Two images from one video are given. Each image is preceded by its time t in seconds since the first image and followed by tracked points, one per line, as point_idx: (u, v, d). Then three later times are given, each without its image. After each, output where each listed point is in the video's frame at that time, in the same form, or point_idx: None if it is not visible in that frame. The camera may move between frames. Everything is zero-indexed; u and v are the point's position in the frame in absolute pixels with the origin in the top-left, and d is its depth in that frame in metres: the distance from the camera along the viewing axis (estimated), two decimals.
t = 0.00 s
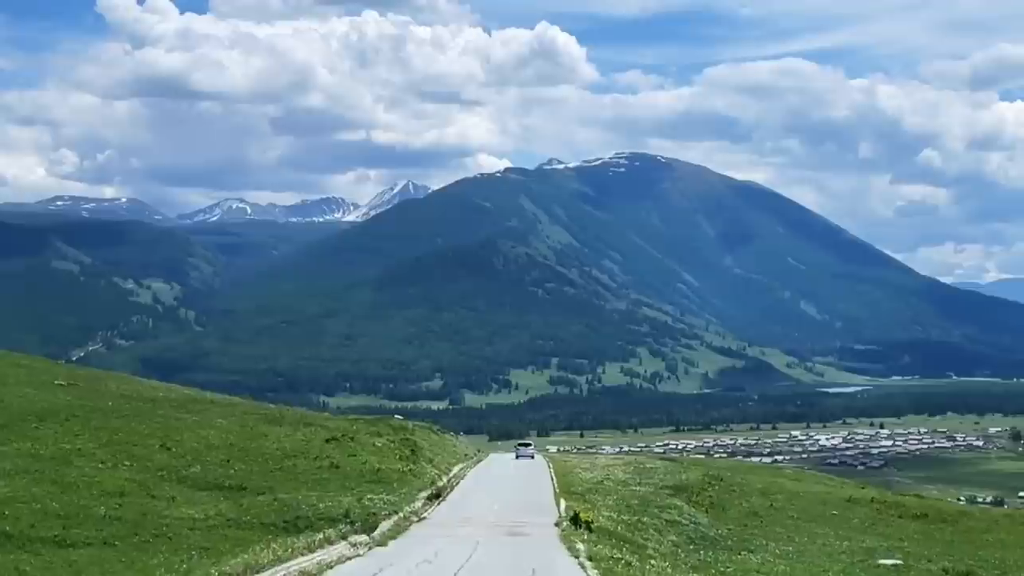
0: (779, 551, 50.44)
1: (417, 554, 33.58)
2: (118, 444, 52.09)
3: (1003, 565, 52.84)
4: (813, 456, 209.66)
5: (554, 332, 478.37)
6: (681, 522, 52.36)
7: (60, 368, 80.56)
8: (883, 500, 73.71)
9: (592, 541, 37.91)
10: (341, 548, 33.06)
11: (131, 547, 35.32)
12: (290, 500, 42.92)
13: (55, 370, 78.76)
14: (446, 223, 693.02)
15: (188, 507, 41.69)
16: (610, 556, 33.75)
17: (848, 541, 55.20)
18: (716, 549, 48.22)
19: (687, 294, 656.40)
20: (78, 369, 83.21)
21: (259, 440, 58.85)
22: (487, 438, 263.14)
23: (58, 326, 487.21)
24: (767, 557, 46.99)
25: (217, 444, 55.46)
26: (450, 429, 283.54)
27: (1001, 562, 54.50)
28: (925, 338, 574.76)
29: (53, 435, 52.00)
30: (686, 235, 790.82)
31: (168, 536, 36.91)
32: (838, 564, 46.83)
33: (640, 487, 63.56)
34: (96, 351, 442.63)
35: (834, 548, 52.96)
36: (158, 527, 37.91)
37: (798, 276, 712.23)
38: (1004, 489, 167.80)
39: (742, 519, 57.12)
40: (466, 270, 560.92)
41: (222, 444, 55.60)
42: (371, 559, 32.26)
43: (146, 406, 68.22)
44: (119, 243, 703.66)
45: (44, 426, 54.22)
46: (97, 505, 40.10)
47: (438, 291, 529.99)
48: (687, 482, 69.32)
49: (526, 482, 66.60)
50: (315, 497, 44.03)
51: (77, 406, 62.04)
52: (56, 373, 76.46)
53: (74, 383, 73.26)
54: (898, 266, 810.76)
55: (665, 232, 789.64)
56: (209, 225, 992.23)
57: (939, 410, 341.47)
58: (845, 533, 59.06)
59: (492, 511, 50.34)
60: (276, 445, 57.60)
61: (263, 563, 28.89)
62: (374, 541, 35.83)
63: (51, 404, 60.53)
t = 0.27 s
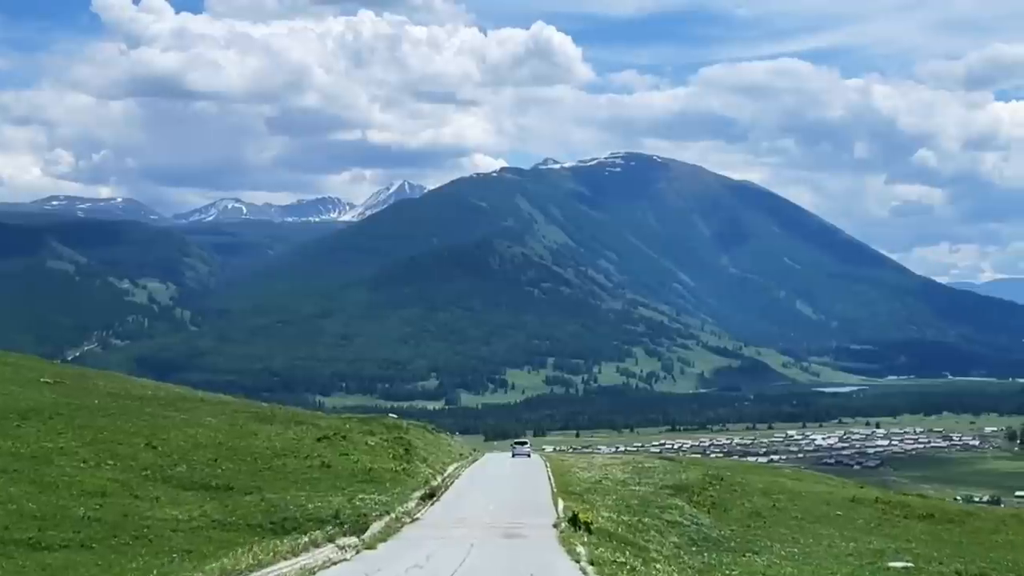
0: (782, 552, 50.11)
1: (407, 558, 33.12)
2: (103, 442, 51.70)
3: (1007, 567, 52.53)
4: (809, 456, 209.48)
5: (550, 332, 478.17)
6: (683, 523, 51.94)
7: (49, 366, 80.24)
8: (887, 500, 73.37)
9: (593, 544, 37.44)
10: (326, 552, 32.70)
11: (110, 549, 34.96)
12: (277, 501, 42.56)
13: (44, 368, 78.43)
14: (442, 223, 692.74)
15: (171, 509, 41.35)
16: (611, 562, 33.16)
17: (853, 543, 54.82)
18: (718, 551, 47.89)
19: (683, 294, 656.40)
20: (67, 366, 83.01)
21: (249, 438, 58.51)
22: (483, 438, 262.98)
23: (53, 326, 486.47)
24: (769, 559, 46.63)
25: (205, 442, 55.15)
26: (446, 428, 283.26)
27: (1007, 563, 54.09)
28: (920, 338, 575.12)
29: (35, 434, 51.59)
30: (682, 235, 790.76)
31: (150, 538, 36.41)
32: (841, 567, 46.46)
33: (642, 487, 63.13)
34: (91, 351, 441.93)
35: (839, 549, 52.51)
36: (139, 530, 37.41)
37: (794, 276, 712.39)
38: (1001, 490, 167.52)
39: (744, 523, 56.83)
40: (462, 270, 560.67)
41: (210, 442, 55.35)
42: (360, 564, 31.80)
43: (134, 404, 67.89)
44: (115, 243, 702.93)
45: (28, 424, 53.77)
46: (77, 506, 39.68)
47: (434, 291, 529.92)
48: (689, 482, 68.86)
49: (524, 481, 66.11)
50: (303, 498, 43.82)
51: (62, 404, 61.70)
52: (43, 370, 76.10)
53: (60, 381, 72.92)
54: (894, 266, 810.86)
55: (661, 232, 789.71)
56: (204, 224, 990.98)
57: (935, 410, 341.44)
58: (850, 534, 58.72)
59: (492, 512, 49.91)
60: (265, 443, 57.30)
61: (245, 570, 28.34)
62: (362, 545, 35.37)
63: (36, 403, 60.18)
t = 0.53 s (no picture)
0: (787, 554, 49.83)
1: (402, 562, 32.53)
2: (87, 442, 51.33)
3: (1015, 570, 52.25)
4: (806, 456, 209.12)
5: (546, 331, 477.70)
6: (687, 525, 51.54)
7: (37, 364, 79.76)
8: (892, 500, 73.20)
9: (598, 548, 36.96)
10: (313, 554, 32.32)
11: (88, 553, 34.58)
12: (264, 502, 42.26)
13: (31, 366, 77.95)
14: (439, 222, 692.22)
15: (154, 510, 40.96)
16: (617, 567, 32.46)
17: (858, 545, 54.48)
18: (723, 554, 47.62)
19: (679, 294, 655.82)
20: (58, 364, 82.84)
21: (239, 437, 58.15)
22: (479, 438, 262.63)
23: (49, 326, 485.34)
24: (775, 563, 46.37)
25: (193, 441, 54.84)
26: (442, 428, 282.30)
27: (1014, 567, 53.83)
28: (917, 338, 574.73)
29: (19, 433, 51.19)
30: (678, 235, 790.59)
31: (131, 541, 36.07)
32: (849, 570, 46.21)
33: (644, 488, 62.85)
34: (87, 351, 440.98)
35: (845, 551, 52.26)
36: (120, 533, 37.04)
37: (789, 275, 711.93)
38: (998, 490, 167.10)
39: (748, 525, 56.58)
40: (458, 269, 559.85)
41: (198, 441, 54.99)
42: (350, 569, 31.32)
43: (122, 402, 67.48)
44: (110, 243, 701.47)
45: (13, 423, 53.36)
46: (57, 508, 39.31)
47: (431, 291, 529.28)
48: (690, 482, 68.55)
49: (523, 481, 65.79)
50: (292, 499, 43.58)
51: (48, 402, 61.32)
52: (31, 368, 75.69)
53: (48, 378, 72.40)
54: (891, 265, 810.77)
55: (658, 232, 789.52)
56: (201, 224, 989.65)
57: (931, 410, 341.21)
58: (856, 536, 58.49)
59: (493, 513, 49.59)
60: (254, 443, 56.95)
61: None
62: (353, 546, 34.73)
63: (21, 401, 59.74)
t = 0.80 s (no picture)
0: (792, 557, 49.64)
1: (395, 566, 31.90)
2: (73, 441, 50.89)
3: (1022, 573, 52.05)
4: (804, 456, 208.59)
5: (543, 330, 477.01)
6: (692, 528, 51.18)
7: (26, 362, 79.32)
8: (899, 501, 73.06)
9: (600, 552, 36.51)
10: (301, 559, 31.60)
11: (62, 558, 33.74)
12: (252, 503, 42.17)
13: (19, 364, 77.58)
14: (435, 221, 691.55)
15: (138, 511, 40.54)
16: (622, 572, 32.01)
17: (865, 546, 54.25)
18: (729, 556, 47.37)
19: (676, 294, 655.50)
20: (47, 361, 82.40)
21: (229, 436, 57.75)
22: (476, 438, 261.93)
23: (45, 325, 484.06)
24: (783, 567, 46.08)
25: (181, 440, 54.56)
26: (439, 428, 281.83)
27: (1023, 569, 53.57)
28: (913, 337, 574.74)
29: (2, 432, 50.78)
30: (675, 234, 790.10)
31: (111, 544, 35.62)
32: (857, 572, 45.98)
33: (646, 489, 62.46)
34: (83, 351, 439.75)
35: (853, 554, 51.99)
36: (100, 535, 36.57)
37: (786, 275, 711.98)
38: (996, 489, 166.48)
39: (753, 525, 56.32)
40: (455, 268, 559.40)
41: (187, 440, 54.65)
42: (341, 572, 30.62)
43: (110, 399, 67.14)
44: (107, 243, 700.73)
45: None
46: (35, 508, 38.85)
47: (428, 291, 528.40)
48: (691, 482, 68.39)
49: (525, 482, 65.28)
50: (281, 499, 43.22)
51: (34, 400, 60.97)
52: (19, 366, 75.30)
53: (36, 376, 71.99)
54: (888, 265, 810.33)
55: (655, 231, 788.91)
56: (197, 223, 988.03)
57: (928, 409, 340.56)
58: (863, 536, 58.27)
59: (492, 513, 49.38)
60: (245, 441, 56.66)
61: None
62: (342, 551, 33.81)
63: (6, 398, 59.41)
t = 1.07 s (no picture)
0: (799, 559, 49.41)
1: (390, 571, 31.52)
2: (57, 439, 50.59)
3: None
4: (801, 454, 208.41)
5: (541, 329, 476.60)
6: (698, 529, 50.89)
7: (16, 359, 79.01)
8: (906, 500, 72.80)
9: (606, 555, 36.12)
10: (286, 562, 31.01)
11: (36, 561, 33.27)
12: (240, 503, 41.88)
13: (8, 361, 77.29)
14: (433, 220, 690.93)
15: (120, 511, 40.17)
16: None
17: (875, 548, 54.00)
18: (736, 559, 47.20)
19: (673, 293, 655.32)
20: (38, 358, 82.04)
21: (218, 433, 57.46)
22: (473, 437, 261.54)
23: (42, 324, 483.08)
24: (791, 568, 45.90)
25: (170, 437, 54.25)
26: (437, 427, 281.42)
27: None
28: (911, 335, 574.81)
29: None
30: (672, 233, 790.08)
31: (90, 547, 35.24)
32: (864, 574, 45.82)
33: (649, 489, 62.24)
34: (80, 350, 438.78)
35: (859, 556, 51.84)
36: (79, 536, 36.20)
37: (783, 273, 712.03)
38: (994, 488, 166.15)
39: (758, 526, 56.11)
40: (452, 267, 559.00)
41: (176, 438, 54.31)
42: None
43: (99, 396, 66.80)
44: (104, 242, 700.02)
45: None
46: (12, 508, 38.47)
47: (425, 290, 527.79)
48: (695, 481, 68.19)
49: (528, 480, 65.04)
50: (270, 500, 42.92)
51: (21, 396, 60.64)
52: (8, 363, 74.95)
53: (25, 372, 71.67)
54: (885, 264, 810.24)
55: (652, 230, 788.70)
56: (194, 222, 986.50)
57: (926, 408, 340.24)
58: (870, 538, 58.09)
59: (492, 513, 49.20)
60: (236, 439, 56.34)
61: None
62: (332, 555, 33.25)
63: None
